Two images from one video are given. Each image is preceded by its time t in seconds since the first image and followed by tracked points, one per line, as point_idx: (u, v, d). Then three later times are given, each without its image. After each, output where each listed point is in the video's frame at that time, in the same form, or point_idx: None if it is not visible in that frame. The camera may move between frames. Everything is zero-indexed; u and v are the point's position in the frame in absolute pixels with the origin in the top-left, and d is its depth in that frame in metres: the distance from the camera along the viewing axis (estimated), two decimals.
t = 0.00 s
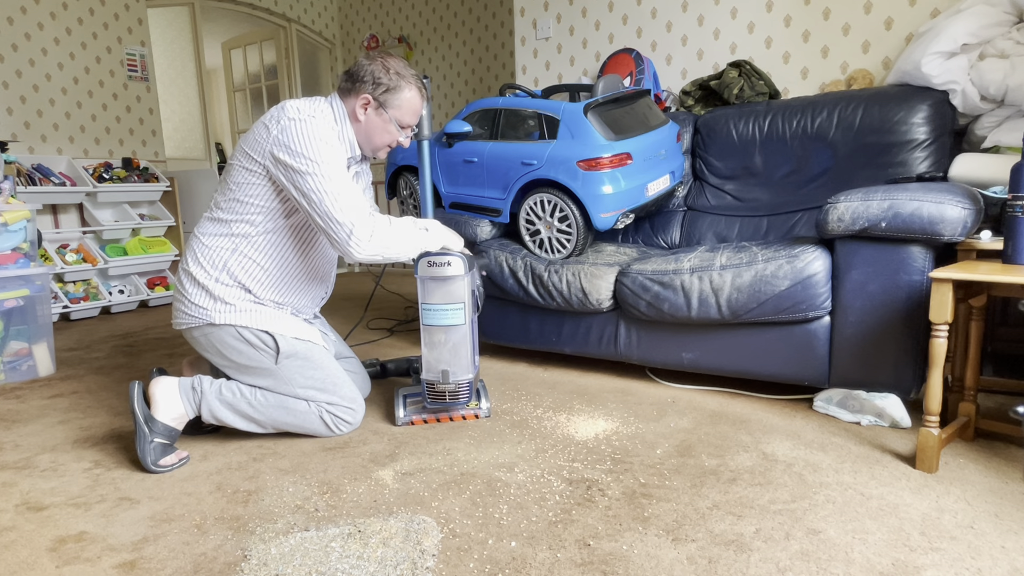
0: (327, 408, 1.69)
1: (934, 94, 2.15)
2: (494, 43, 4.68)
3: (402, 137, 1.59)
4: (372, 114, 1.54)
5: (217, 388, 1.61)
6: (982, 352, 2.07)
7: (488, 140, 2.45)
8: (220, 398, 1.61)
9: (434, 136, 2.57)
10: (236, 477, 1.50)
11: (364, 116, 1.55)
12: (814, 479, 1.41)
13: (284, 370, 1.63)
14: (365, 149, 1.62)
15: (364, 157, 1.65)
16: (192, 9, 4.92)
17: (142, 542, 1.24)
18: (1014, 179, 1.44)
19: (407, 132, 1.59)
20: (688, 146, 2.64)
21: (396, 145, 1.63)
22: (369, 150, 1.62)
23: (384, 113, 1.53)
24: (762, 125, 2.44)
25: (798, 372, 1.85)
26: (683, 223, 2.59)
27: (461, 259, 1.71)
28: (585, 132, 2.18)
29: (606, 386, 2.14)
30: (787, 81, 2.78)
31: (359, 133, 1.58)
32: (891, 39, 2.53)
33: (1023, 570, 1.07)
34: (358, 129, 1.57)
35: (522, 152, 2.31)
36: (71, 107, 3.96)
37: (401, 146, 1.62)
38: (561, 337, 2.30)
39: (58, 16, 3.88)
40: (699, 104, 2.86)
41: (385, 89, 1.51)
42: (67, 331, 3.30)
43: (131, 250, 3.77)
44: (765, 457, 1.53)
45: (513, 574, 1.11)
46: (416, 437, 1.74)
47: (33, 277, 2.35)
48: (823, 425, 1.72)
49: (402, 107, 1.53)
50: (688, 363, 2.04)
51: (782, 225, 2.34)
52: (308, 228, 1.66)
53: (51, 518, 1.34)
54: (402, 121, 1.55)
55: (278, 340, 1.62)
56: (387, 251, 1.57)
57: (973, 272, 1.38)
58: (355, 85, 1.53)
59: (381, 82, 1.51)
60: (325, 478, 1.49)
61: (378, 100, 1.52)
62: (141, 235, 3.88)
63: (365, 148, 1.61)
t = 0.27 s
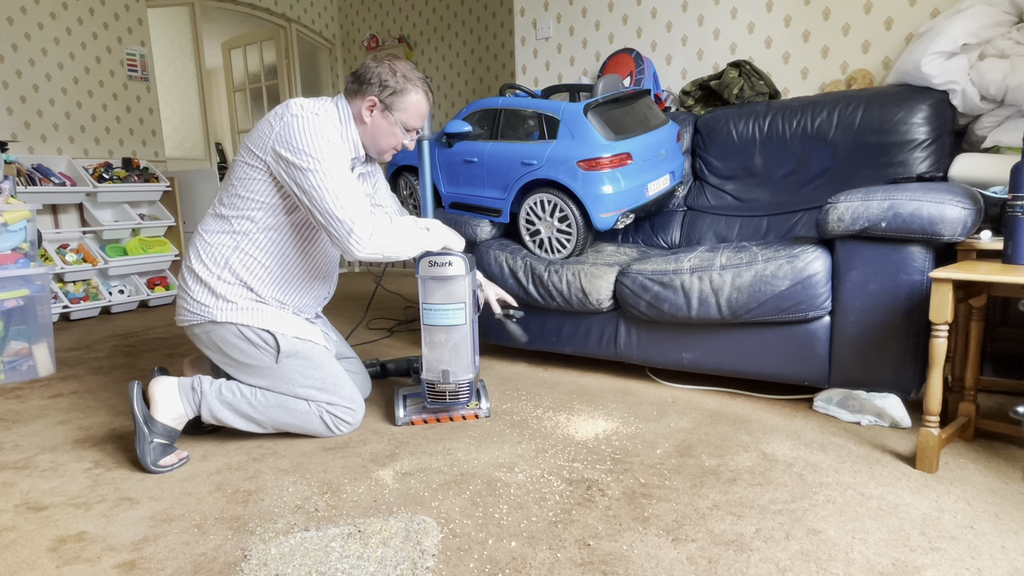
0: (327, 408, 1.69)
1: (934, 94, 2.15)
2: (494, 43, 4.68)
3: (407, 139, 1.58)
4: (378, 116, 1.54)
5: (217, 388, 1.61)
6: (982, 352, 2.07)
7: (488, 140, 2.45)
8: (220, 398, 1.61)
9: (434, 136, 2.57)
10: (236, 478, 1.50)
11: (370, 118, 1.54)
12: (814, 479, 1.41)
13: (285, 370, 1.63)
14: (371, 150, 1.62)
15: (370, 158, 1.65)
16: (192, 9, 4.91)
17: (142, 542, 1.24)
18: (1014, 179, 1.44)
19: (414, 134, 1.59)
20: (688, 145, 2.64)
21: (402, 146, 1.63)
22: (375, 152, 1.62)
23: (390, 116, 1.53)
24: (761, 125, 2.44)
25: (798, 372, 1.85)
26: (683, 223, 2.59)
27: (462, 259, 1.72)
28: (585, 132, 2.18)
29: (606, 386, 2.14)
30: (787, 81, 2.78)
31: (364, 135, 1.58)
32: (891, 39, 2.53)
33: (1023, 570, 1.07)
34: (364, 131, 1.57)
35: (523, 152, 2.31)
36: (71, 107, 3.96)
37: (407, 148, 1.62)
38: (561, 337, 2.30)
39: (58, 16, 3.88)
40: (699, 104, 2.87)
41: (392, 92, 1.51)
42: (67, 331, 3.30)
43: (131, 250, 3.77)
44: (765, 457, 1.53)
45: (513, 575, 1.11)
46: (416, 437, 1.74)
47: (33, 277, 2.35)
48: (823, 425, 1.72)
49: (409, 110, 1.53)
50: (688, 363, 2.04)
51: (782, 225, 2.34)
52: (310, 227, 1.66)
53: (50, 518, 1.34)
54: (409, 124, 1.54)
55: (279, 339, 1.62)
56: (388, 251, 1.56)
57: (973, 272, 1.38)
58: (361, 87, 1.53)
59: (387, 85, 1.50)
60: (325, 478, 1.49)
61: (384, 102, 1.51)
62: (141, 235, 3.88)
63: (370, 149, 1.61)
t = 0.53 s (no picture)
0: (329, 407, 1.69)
1: (934, 94, 2.15)
2: (494, 43, 4.68)
3: (407, 135, 1.59)
4: (379, 110, 1.54)
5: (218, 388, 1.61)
6: (982, 352, 2.07)
7: (488, 140, 2.45)
8: (221, 398, 1.61)
9: (434, 135, 2.57)
10: (236, 477, 1.50)
11: (371, 111, 1.54)
12: (814, 479, 1.41)
13: (286, 370, 1.63)
14: (370, 145, 1.61)
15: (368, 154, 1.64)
16: (192, 9, 4.91)
17: (142, 542, 1.24)
18: (1014, 180, 1.44)
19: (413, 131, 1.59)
20: (688, 145, 2.64)
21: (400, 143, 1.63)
22: (374, 147, 1.61)
23: (392, 110, 1.53)
24: (762, 125, 2.44)
25: (798, 372, 1.85)
26: (683, 223, 2.59)
27: (463, 259, 1.72)
28: (585, 132, 2.18)
29: (606, 386, 2.14)
30: (787, 81, 2.78)
31: (364, 128, 1.57)
32: (891, 39, 2.53)
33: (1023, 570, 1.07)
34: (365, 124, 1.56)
35: (522, 152, 2.31)
36: (71, 107, 3.96)
37: (405, 144, 1.62)
38: (561, 337, 2.30)
39: (58, 16, 3.88)
40: (699, 104, 2.87)
41: (396, 87, 1.51)
42: (67, 331, 3.30)
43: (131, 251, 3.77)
44: (765, 458, 1.53)
45: (513, 575, 1.11)
46: (416, 437, 1.74)
47: (33, 277, 2.35)
48: (823, 425, 1.72)
49: (411, 107, 1.53)
50: (688, 363, 2.04)
51: (782, 225, 2.34)
52: (313, 224, 1.66)
53: (50, 518, 1.34)
54: (410, 121, 1.55)
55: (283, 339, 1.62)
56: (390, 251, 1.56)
57: (973, 272, 1.38)
58: (365, 79, 1.53)
59: (392, 79, 1.50)
60: (325, 478, 1.49)
61: (387, 96, 1.52)
62: (141, 235, 3.88)
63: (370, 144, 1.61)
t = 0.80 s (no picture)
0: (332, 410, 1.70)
1: (934, 95, 2.15)
2: (494, 43, 4.68)
3: (390, 129, 1.61)
4: (364, 102, 1.55)
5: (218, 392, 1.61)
6: (982, 352, 2.07)
7: (488, 140, 2.45)
8: (221, 399, 1.61)
9: (434, 135, 2.58)
10: (236, 477, 1.50)
11: (356, 103, 1.55)
12: (814, 479, 1.41)
13: (287, 373, 1.63)
14: (353, 139, 1.62)
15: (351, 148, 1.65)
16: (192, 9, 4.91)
17: (142, 542, 1.24)
18: (1014, 180, 1.44)
19: (396, 124, 1.61)
20: (688, 145, 2.63)
21: (382, 137, 1.65)
22: (356, 140, 1.62)
23: (377, 102, 1.55)
24: (762, 125, 2.44)
25: (798, 372, 1.85)
26: (683, 223, 2.59)
27: (463, 259, 1.73)
28: (585, 132, 2.19)
29: (606, 386, 2.14)
30: (787, 80, 2.78)
31: (348, 120, 1.58)
32: (891, 39, 2.53)
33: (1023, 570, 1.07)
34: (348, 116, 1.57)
35: (522, 152, 2.31)
36: (71, 107, 3.96)
37: (386, 139, 1.64)
38: (561, 337, 2.30)
39: (58, 16, 3.88)
40: (699, 104, 2.87)
41: (381, 79, 1.54)
42: (68, 331, 3.30)
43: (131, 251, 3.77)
44: (765, 457, 1.53)
45: (513, 574, 1.11)
46: (416, 438, 1.74)
47: (33, 277, 2.35)
48: (823, 425, 1.72)
49: (396, 100, 1.56)
50: (688, 363, 2.04)
51: (782, 225, 2.34)
52: (308, 219, 1.67)
53: (51, 518, 1.34)
54: (394, 113, 1.57)
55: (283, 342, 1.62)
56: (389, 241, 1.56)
57: (973, 272, 1.38)
58: (351, 70, 1.54)
59: (378, 72, 1.52)
60: (325, 478, 1.49)
61: (373, 88, 1.53)
62: (141, 235, 3.88)
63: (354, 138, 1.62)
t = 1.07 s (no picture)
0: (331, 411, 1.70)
1: (934, 95, 2.15)
2: (494, 43, 4.68)
3: (368, 122, 1.68)
4: (345, 95, 1.62)
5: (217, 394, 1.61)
6: (982, 352, 2.07)
7: (488, 140, 2.45)
8: (220, 402, 1.61)
9: (434, 135, 2.58)
10: (236, 478, 1.50)
11: (337, 96, 1.61)
12: (814, 479, 1.41)
13: (285, 375, 1.63)
14: (332, 134, 1.68)
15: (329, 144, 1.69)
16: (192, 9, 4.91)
17: (142, 542, 1.24)
18: (1014, 180, 1.44)
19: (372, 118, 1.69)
20: (688, 145, 2.64)
21: (358, 132, 1.72)
22: (335, 136, 1.68)
23: (358, 96, 1.63)
24: (761, 125, 2.44)
25: (798, 372, 1.85)
26: (683, 223, 2.59)
27: (458, 256, 1.72)
28: (585, 132, 2.18)
29: (606, 386, 2.14)
30: (788, 81, 2.78)
31: (328, 115, 1.64)
32: (891, 39, 2.53)
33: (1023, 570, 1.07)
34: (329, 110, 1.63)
35: (522, 152, 2.31)
36: (71, 107, 3.96)
37: (363, 133, 1.71)
38: (561, 337, 2.30)
39: (58, 16, 3.89)
40: (699, 104, 2.87)
41: (359, 74, 1.62)
42: (68, 331, 3.30)
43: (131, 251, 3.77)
44: (765, 457, 1.53)
45: (513, 575, 1.11)
46: (416, 437, 1.74)
47: (33, 277, 2.35)
48: (823, 425, 1.72)
49: (375, 93, 1.64)
50: (688, 363, 2.04)
51: (782, 225, 2.34)
52: (291, 212, 1.69)
53: (50, 518, 1.34)
54: (373, 107, 1.66)
55: (278, 346, 1.62)
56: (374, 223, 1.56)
57: (972, 272, 1.38)
58: (330, 66, 1.61)
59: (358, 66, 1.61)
60: (325, 478, 1.49)
61: (354, 82, 1.61)
62: (141, 235, 3.88)
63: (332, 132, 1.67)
